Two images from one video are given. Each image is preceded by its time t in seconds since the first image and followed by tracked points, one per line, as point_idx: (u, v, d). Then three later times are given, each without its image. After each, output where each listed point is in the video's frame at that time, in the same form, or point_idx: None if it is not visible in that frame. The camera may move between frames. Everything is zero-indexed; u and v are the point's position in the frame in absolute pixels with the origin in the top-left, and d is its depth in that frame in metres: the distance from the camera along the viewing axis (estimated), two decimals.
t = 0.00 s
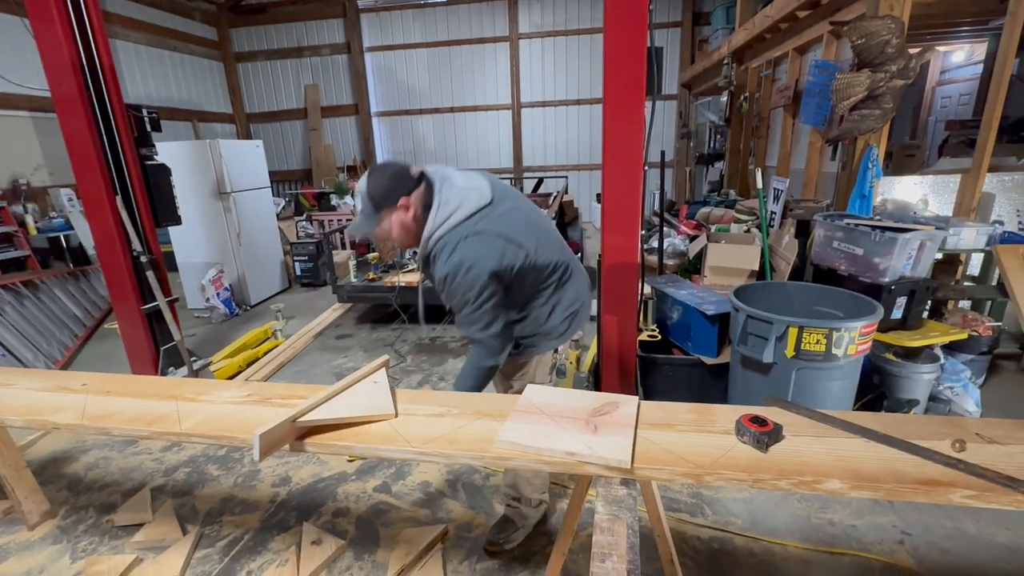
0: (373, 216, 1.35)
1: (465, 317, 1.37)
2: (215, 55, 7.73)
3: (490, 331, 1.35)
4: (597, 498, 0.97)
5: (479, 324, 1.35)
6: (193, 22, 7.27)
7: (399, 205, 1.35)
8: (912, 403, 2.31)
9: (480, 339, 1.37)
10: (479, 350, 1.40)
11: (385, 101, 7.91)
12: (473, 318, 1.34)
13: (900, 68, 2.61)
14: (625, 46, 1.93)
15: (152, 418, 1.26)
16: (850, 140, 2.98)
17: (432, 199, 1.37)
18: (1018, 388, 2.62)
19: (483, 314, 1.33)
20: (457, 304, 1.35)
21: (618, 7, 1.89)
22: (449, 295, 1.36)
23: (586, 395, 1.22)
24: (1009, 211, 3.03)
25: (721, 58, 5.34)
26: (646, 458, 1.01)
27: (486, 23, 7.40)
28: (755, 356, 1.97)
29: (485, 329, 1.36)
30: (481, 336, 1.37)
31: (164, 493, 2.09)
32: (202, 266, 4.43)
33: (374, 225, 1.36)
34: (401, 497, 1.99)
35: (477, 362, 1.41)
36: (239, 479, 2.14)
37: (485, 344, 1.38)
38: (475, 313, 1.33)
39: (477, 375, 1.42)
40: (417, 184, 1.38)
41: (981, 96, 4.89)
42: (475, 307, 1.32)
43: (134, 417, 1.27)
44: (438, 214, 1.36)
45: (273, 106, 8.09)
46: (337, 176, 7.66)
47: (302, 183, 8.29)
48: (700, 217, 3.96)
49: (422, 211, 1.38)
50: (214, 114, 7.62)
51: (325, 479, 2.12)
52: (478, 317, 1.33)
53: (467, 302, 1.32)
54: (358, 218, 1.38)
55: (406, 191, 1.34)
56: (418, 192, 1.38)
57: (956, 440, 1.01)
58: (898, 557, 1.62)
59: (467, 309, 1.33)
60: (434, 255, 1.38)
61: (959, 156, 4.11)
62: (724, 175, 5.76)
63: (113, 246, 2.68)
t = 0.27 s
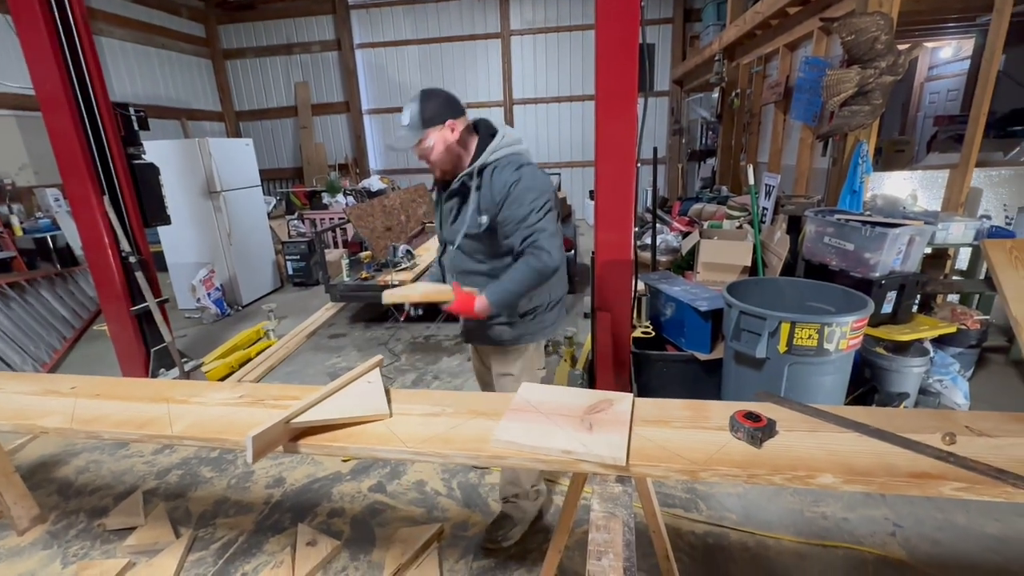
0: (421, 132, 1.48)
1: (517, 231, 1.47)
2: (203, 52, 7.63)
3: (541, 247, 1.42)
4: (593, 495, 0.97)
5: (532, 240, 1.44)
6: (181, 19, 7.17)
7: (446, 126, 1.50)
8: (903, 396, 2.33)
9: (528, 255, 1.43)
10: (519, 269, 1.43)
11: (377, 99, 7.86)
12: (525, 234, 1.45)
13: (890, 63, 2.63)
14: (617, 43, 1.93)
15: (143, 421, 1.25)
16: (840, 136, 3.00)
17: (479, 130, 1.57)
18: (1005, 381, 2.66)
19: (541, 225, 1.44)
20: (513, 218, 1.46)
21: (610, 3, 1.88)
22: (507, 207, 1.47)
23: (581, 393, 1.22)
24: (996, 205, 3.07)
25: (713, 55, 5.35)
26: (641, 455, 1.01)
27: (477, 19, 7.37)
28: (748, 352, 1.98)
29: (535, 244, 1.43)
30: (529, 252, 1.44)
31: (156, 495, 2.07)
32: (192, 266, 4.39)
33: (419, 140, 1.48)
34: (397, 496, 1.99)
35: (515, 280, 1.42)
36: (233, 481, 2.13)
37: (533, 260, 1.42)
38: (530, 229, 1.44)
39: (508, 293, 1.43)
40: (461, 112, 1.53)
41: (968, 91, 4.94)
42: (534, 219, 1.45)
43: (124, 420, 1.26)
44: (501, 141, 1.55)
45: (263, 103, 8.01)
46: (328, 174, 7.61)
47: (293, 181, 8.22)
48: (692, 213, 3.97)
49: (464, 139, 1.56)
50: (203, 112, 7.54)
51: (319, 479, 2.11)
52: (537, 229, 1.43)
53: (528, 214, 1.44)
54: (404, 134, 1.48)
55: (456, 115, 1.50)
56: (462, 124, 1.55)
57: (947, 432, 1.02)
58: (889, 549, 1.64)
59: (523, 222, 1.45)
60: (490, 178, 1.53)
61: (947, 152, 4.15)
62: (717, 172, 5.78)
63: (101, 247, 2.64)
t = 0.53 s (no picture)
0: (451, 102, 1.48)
1: (544, 200, 1.51)
2: (184, 44, 7.46)
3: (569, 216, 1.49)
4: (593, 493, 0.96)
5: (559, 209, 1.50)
6: (161, 10, 6.99)
7: (473, 99, 1.52)
8: (893, 387, 2.36)
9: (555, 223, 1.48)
10: (546, 236, 1.46)
11: (364, 92, 7.75)
12: (552, 204, 1.50)
13: (879, 56, 2.64)
14: (610, 33, 1.90)
15: (128, 424, 1.21)
16: (830, 128, 3.01)
17: (502, 111, 1.61)
18: (990, 370, 2.70)
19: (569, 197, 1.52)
20: (544, 186, 1.51)
21: None
22: (538, 177, 1.52)
23: (578, 389, 1.21)
24: (982, 196, 3.11)
25: (702, 47, 5.35)
26: (640, 451, 1.00)
27: (465, 11, 7.29)
28: (742, 345, 1.98)
29: (563, 213, 1.49)
30: (556, 222, 1.49)
31: (144, 498, 2.02)
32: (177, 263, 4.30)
33: (447, 108, 1.48)
34: (390, 495, 1.97)
35: (543, 246, 1.45)
36: (222, 482, 2.09)
37: (561, 229, 1.47)
38: (559, 200, 1.50)
39: (532, 258, 1.45)
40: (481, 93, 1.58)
41: (954, 84, 4.99)
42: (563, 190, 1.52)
43: (108, 423, 1.22)
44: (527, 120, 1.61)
45: (247, 97, 7.86)
46: (316, 169, 7.50)
47: (280, 176, 8.09)
48: (683, 207, 3.97)
49: (486, 118, 1.59)
50: (186, 106, 7.38)
51: (311, 479, 2.08)
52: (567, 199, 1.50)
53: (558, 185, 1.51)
54: (432, 102, 1.49)
55: (482, 91, 1.54)
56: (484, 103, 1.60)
57: (943, 424, 1.02)
58: (881, 538, 1.66)
59: (552, 192, 1.51)
60: (519, 149, 1.56)
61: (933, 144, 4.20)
62: (706, 165, 5.80)
63: (82, 244, 2.57)
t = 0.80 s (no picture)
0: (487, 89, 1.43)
1: (578, 196, 1.55)
2: (165, 39, 7.29)
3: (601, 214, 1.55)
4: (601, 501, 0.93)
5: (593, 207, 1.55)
6: (141, 3, 6.81)
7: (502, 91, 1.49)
8: (886, 382, 2.38)
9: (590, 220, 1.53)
10: (584, 232, 1.49)
11: (351, 88, 7.64)
12: (585, 200, 1.55)
13: (871, 52, 2.65)
14: (606, 30, 1.88)
15: (116, 436, 1.16)
16: (822, 125, 3.03)
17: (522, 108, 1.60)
18: (980, 363, 2.74)
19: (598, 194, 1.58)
20: (577, 183, 1.55)
21: None
22: (571, 174, 1.54)
23: (582, 393, 1.18)
24: (971, 192, 3.14)
25: (692, 43, 5.34)
26: (648, 457, 0.98)
27: (454, 6, 7.21)
28: (740, 343, 1.97)
29: (595, 211, 1.55)
30: (590, 218, 1.54)
31: (132, 508, 1.97)
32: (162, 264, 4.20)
33: (482, 96, 1.42)
34: (387, 500, 1.94)
35: (582, 241, 1.48)
36: (214, 490, 2.04)
37: (596, 224, 1.51)
38: (591, 197, 1.56)
39: (572, 255, 1.46)
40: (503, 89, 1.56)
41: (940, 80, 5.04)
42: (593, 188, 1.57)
43: (95, 436, 1.17)
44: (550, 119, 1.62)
45: (232, 93, 7.71)
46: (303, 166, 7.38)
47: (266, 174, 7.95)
48: (676, 203, 3.95)
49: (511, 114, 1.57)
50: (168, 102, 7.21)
51: (306, 485, 2.04)
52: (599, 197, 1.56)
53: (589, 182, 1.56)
54: (466, 87, 1.42)
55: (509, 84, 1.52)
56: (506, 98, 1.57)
57: (951, 424, 1.02)
58: (880, 534, 1.67)
59: (585, 189, 1.55)
60: (548, 145, 1.57)
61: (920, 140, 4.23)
62: (697, 161, 5.81)
63: (63, 248, 2.49)
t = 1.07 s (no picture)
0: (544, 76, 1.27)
1: (624, 196, 1.47)
2: (146, 29, 7.09)
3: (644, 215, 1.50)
4: (611, 505, 0.91)
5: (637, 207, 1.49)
6: None
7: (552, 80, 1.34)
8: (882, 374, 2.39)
9: (637, 222, 1.46)
10: (633, 236, 1.44)
11: (339, 80, 7.51)
12: (630, 201, 1.48)
13: (867, 44, 2.63)
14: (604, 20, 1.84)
15: (105, 444, 1.12)
16: (817, 117, 3.02)
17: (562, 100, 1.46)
18: (972, 354, 2.77)
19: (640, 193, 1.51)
20: (624, 182, 1.46)
21: None
22: (619, 171, 1.45)
23: (587, 393, 1.16)
24: (963, 184, 3.16)
25: (685, 34, 5.30)
26: (658, 459, 0.96)
27: None
28: (740, 337, 1.97)
29: (639, 212, 1.49)
30: (636, 220, 1.47)
31: (123, 513, 1.92)
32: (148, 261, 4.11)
33: (539, 83, 1.26)
34: (386, 500, 1.91)
35: (630, 246, 1.43)
36: (207, 493, 2.00)
37: (642, 227, 1.46)
38: (635, 197, 1.49)
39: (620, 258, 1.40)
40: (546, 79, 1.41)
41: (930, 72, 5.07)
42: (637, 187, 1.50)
43: (83, 444, 1.12)
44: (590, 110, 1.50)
45: (216, 84, 7.53)
46: (291, 159, 7.25)
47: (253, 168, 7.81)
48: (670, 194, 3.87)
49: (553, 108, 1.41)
50: (150, 94, 7.03)
51: (301, 486, 2.01)
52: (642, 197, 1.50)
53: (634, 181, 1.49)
54: (523, 73, 1.24)
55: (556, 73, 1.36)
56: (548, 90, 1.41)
57: (960, 421, 1.01)
58: (880, 527, 1.68)
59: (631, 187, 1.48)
60: (595, 139, 1.45)
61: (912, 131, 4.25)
62: (689, 153, 5.80)
63: (44, 245, 2.41)
